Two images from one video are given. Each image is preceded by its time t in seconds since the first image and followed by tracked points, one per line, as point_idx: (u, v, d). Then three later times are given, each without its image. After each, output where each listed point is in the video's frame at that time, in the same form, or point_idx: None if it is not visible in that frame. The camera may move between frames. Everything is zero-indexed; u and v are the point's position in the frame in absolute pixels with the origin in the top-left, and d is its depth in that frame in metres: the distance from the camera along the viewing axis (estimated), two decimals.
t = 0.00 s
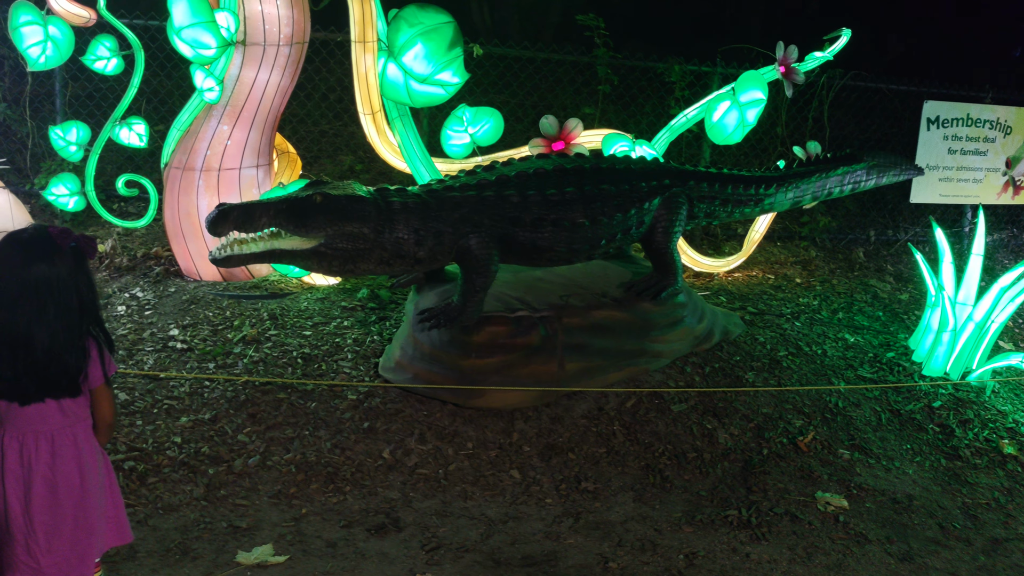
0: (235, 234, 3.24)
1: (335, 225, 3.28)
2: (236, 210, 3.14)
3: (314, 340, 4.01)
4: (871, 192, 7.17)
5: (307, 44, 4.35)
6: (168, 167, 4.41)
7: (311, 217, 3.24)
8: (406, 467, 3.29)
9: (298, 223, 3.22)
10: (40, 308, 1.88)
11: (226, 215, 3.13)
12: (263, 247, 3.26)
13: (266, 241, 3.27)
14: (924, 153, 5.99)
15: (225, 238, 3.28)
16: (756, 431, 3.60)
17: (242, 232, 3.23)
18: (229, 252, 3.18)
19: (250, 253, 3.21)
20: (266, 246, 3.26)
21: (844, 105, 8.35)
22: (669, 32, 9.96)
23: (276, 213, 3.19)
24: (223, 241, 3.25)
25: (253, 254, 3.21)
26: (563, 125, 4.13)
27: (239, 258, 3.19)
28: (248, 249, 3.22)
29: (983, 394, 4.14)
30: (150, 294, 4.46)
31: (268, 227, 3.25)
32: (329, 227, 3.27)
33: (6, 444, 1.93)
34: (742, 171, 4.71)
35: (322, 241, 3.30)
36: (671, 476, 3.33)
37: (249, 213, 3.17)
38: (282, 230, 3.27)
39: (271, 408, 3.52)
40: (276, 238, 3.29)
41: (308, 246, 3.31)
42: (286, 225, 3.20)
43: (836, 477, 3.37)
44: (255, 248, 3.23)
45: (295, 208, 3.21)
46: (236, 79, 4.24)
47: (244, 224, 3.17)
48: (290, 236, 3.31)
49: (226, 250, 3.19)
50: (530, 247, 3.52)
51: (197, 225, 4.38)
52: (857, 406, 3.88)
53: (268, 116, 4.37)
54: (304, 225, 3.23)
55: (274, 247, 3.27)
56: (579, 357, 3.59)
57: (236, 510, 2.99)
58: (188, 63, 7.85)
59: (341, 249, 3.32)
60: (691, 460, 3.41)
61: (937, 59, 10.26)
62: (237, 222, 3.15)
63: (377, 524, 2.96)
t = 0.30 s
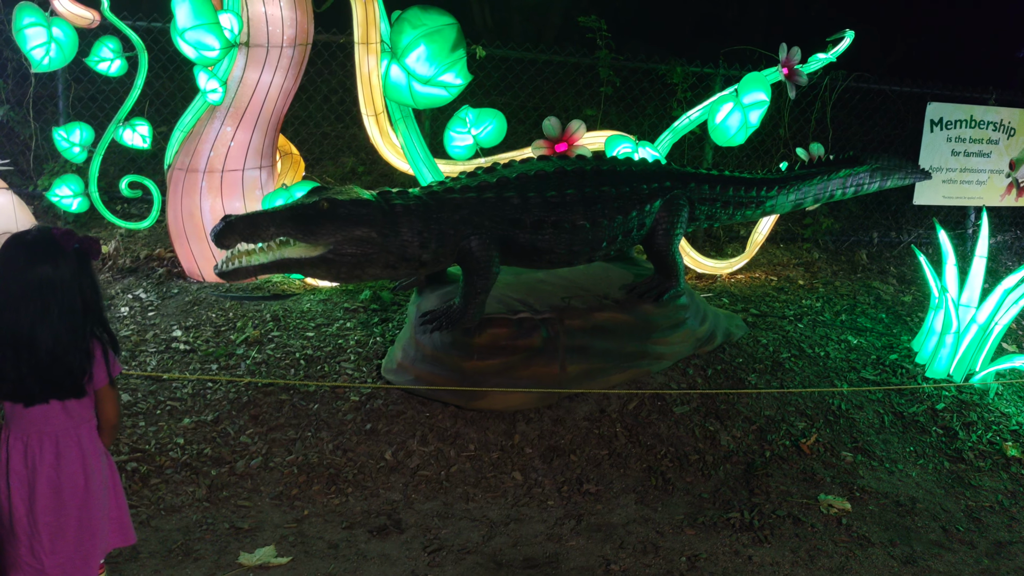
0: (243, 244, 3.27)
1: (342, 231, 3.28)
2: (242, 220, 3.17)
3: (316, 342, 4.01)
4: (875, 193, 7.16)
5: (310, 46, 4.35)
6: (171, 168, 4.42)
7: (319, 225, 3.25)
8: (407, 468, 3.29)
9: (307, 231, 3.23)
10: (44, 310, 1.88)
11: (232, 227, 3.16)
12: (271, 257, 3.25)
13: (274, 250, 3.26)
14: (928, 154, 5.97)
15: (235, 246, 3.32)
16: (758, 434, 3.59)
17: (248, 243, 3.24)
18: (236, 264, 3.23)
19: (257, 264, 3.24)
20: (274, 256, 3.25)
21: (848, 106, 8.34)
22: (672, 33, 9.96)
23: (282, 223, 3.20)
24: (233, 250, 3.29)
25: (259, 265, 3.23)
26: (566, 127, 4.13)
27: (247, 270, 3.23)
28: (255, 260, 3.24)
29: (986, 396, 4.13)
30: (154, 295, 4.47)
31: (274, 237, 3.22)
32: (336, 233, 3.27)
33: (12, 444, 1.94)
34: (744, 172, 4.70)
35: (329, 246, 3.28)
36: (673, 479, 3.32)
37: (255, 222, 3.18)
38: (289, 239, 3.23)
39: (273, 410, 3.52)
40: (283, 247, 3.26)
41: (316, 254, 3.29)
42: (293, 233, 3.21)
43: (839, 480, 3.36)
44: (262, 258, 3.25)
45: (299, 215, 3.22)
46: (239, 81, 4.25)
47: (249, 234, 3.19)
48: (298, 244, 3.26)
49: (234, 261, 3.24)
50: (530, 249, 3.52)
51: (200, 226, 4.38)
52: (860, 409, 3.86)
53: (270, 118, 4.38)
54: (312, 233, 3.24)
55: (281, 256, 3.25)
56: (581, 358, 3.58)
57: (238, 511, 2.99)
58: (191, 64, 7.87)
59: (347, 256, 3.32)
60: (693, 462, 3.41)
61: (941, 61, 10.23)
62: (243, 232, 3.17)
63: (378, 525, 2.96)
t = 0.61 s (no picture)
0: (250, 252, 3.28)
1: (348, 234, 3.28)
2: (249, 228, 3.13)
3: (318, 343, 4.01)
4: (877, 195, 7.15)
5: (313, 47, 4.36)
6: (174, 170, 4.42)
7: (327, 229, 3.26)
8: (409, 470, 3.29)
9: (315, 235, 3.24)
10: (49, 311, 1.88)
11: (239, 235, 3.12)
12: (278, 263, 3.26)
13: (280, 256, 3.27)
14: (931, 156, 5.97)
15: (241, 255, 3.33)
16: (761, 435, 3.58)
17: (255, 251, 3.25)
18: (242, 272, 3.23)
19: (263, 271, 3.24)
20: (281, 262, 3.26)
21: (850, 108, 8.34)
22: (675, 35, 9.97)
23: (288, 228, 3.20)
24: (239, 259, 3.31)
25: (265, 272, 3.23)
26: (568, 128, 4.13)
27: (251, 274, 3.22)
28: (262, 268, 3.24)
29: (989, 398, 4.13)
30: (156, 296, 4.47)
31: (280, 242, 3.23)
32: (342, 236, 3.28)
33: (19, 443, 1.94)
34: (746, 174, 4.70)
35: (336, 250, 3.29)
36: (675, 480, 3.32)
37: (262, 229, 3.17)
38: (296, 244, 3.25)
39: (275, 411, 3.52)
40: (290, 253, 3.28)
41: (322, 258, 3.30)
42: (300, 237, 3.22)
43: (842, 482, 3.36)
44: (269, 265, 3.25)
45: (305, 219, 3.24)
46: (242, 83, 4.25)
47: (256, 242, 3.17)
48: (305, 249, 3.28)
49: (241, 270, 3.24)
50: (532, 250, 3.52)
51: (202, 227, 4.38)
52: (863, 411, 3.86)
53: (273, 119, 4.38)
54: (316, 235, 3.25)
55: (288, 262, 3.26)
56: (584, 360, 3.58)
57: (240, 512, 2.99)
58: (194, 66, 7.88)
59: (354, 259, 3.32)
60: (696, 464, 3.40)
61: (943, 62, 10.23)
62: (251, 241, 3.14)
63: (380, 527, 2.96)
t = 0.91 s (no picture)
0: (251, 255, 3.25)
1: (351, 235, 3.29)
2: (252, 230, 3.13)
3: (319, 344, 4.01)
4: (878, 196, 7.15)
5: (314, 48, 4.36)
6: (175, 170, 4.42)
7: (329, 230, 3.26)
8: (410, 470, 3.29)
9: (318, 236, 3.24)
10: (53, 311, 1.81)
11: (242, 237, 3.11)
12: (280, 265, 3.24)
13: (282, 259, 3.25)
14: (932, 156, 5.97)
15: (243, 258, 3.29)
16: (762, 436, 3.58)
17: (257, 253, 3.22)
18: (246, 275, 3.20)
19: (267, 274, 3.21)
20: (283, 264, 3.24)
21: (851, 108, 8.34)
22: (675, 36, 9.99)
23: (291, 230, 3.19)
24: (241, 262, 3.27)
25: (269, 275, 3.21)
26: (569, 128, 4.13)
27: (253, 275, 3.21)
28: (265, 270, 3.22)
29: (990, 399, 4.13)
30: (157, 297, 4.47)
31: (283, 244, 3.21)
32: (345, 237, 3.28)
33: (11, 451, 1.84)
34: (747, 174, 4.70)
35: (339, 251, 3.29)
36: (677, 481, 3.31)
37: (266, 232, 3.16)
38: (298, 245, 3.24)
39: (276, 411, 3.52)
40: (292, 254, 3.26)
41: (325, 260, 3.29)
42: (302, 238, 3.21)
43: (843, 482, 3.35)
44: (272, 267, 3.23)
45: (308, 220, 3.24)
46: (243, 83, 4.26)
47: (259, 245, 3.16)
48: (307, 250, 3.27)
49: (244, 273, 3.21)
50: (532, 251, 3.52)
51: (203, 228, 4.38)
52: (864, 411, 3.85)
53: (274, 119, 4.38)
54: (318, 236, 3.25)
55: (291, 264, 3.25)
56: (585, 360, 3.58)
57: (241, 512, 2.99)
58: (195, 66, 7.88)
59: (357, 260, 3.31)
60: (697, 464, 3.40)
61: (944, 63, 10.24)
62: (255, 243, 3.14)
63: (381, 527, 2.96)
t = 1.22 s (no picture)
0: (252, 254, 3.24)
1: (354, 236, 3.29)
2: (253, 230, 3.12)
3: (322, 344, 4.01)
4: (881, 197, 7.14)
5: (317, 49, 4.36)
6: (179, 171, 4.43)
7: (332, 231, 3.26)
8: (413, 471, 3.29)
9: (320, 237, 3.23)
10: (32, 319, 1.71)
11: (244, 237, 3.10)
12: (282, 265, 3.24)
13: (284, 258, 3.25)
14: (936, 157, 5.96)
15: (243, 258, 3.29)
16: (765, 437, 3.57)
17: (258, 253, 3.22)
18: (247, 274, 3.19)
19: (268, 273, 3.21)
20: (284, 264, 3.24)
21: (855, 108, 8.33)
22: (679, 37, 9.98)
23: (294, 230, 3.19)
24: (241, 261, 3.27)
25: (270, 274, 3.21)
26: (572, 129, 4.13)
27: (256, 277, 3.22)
28: (266, 270, 3.22)
29: (994, 400, 4.13)
30: (161, 297, 4.48)
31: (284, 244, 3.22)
32: (349, 238, 3.28)
33: None
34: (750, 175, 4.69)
35: (341, 251, 3.29)
36: (680, 481, 3.31)
37: (268, 231, 3.16)
38: (299, 246, 3.24)
39: (280, 411, 3.53)
40: (293, 254, 3.26)
41: (327, 260, 3.28)
42: (304, 239, 3.21)
43: (846, 483, 3.35)
44: (273, 267, 3.23)
45: (311, 221, 3.23)
46: (246, 84, 4.26)
47: (262, 244, 3.15)
48: (308, 251, 3.27)
49: (244, 272, 3.20)
50: (534, 251, 3.52)
51: (206, 228, 4.39)
52: (867, 412, 3.84)
53: (277, 120, 4.39)
54: (321, 237, 3.25)
55: (292, 264, 3.24)
56: (587, 360, 3.57)
57: (244, 513, 3.00)
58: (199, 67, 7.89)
59: (358, 260, 3.31)
60: (700, 465, 3.40)
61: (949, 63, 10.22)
62: (257, 242, 3.13)
63: (384, 527, 2.97)
